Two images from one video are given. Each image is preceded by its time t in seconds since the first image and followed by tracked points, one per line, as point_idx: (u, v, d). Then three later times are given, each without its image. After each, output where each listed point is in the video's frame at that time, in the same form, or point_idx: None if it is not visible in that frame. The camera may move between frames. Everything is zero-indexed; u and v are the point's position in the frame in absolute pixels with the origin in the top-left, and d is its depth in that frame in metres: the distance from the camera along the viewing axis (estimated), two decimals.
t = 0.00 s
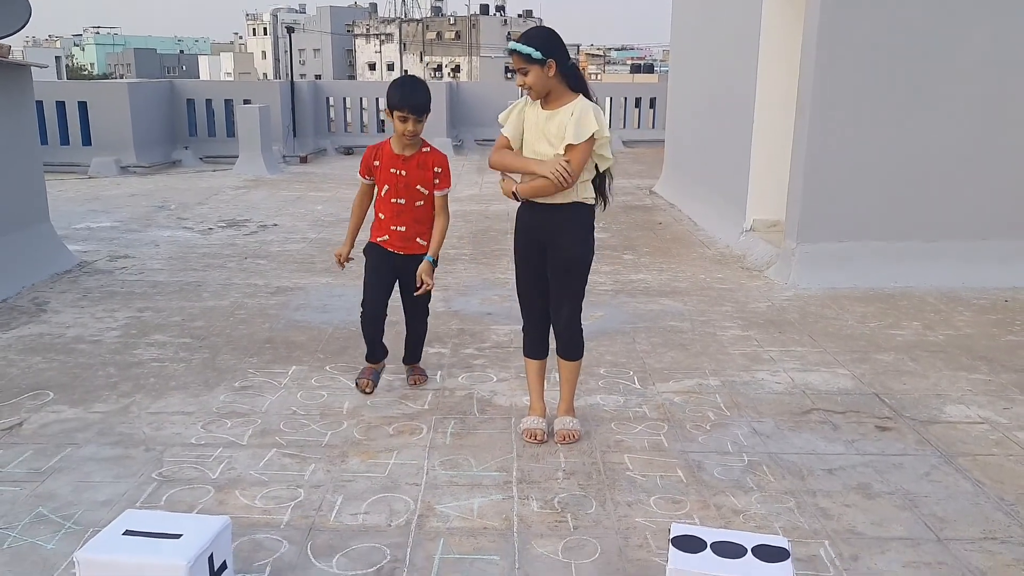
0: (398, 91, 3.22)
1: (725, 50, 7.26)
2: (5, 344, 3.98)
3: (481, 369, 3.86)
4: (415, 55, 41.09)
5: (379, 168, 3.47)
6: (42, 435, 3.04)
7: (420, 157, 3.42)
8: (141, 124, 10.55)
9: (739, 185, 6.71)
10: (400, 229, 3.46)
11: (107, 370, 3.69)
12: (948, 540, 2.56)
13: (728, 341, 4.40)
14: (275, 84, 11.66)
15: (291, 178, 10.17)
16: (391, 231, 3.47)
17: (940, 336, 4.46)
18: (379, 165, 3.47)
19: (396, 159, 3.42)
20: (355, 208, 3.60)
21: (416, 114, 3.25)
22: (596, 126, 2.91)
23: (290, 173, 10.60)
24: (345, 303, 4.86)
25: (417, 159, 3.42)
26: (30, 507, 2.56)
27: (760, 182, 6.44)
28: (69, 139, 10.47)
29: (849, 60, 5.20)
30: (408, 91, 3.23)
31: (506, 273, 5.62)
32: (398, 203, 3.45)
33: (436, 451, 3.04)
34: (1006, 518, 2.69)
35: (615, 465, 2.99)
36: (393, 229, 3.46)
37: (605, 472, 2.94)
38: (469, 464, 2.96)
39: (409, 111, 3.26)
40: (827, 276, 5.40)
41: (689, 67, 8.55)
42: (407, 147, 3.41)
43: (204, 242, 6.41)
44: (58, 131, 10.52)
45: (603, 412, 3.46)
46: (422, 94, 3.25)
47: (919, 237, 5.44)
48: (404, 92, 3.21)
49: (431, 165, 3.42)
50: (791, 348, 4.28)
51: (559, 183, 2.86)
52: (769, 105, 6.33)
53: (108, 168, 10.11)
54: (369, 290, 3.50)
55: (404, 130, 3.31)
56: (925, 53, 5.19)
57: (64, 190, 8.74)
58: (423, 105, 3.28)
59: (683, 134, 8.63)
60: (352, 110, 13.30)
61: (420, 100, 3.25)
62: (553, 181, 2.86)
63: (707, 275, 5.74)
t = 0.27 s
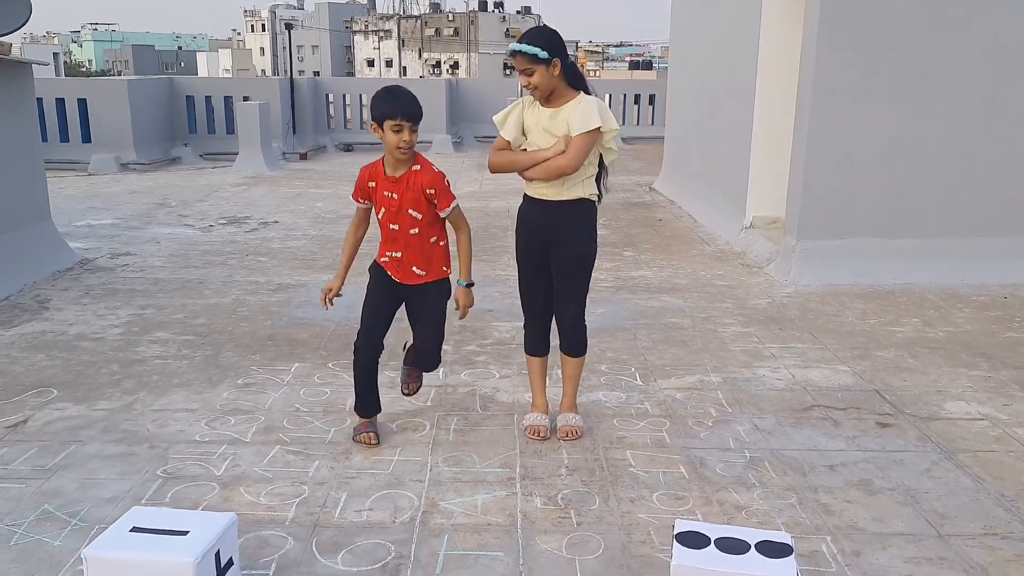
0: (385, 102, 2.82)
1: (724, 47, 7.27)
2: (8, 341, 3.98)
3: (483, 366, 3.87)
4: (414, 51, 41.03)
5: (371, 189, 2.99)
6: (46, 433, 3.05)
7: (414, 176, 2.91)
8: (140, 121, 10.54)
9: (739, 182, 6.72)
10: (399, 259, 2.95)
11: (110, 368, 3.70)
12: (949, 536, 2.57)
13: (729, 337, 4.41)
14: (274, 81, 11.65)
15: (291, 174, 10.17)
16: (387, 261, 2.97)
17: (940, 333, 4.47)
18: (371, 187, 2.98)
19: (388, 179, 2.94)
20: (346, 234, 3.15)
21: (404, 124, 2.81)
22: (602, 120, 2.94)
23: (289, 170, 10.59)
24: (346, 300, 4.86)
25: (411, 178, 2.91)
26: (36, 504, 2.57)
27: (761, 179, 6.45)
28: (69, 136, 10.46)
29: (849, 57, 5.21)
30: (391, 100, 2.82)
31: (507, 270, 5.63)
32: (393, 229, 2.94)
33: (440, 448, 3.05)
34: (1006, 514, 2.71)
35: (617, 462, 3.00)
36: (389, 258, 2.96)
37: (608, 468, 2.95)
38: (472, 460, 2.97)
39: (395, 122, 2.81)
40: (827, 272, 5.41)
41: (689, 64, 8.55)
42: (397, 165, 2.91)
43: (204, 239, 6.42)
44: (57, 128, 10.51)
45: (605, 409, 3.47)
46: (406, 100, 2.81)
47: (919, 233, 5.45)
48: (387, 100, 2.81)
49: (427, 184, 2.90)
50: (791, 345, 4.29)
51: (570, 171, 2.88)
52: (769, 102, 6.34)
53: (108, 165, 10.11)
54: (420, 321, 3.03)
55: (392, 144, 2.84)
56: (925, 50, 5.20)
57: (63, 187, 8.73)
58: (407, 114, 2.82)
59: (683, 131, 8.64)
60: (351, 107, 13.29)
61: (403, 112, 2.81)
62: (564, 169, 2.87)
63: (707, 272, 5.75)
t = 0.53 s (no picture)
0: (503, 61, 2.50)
1: (726, 44, 7.26)
2: (13, 339, 3.99)
3: (487, 363, 3.87)
4: (413, 48, 40.98)
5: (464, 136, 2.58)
6: (52, 429, 3.06)
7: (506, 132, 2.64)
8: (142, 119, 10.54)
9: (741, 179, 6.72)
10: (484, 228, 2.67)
11: (115, 364, 3.70)
12: (953, 531, 2.58)
13: (732, 334, 4.42)
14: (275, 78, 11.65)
15: (292, 171, 10.17)
16: (473, 217, 2.65)
17: (943, 329, 4.47)
18: (464, 136, 2.58)
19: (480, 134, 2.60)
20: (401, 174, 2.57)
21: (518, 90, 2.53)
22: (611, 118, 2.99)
23: (291, 167, 10.59)
24: (349, 297, 4.87)
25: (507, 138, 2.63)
26: (43, 501, 2.57)
27: (763, 176, 6.45)
28: (70, 134, 10.46)
29: (851, 54, 5.20)
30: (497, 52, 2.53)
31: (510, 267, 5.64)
32: (484, 186, 2.63)
33: (445, 444, 3.06)
34: (1010, 509, 2.71)
35: (622, 458, 3.01)
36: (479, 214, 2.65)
37: (612, 464, 2.96)
38: (477, 456, 2.98)
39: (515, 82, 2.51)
40: (830, 269, 5.42)
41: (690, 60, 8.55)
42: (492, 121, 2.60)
43: (206, 236, 6.42)
44: (59, 126, 10.51)
45: (609, 405, 3.48)
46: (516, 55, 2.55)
47: (921, 230, 5.45)
48: (495, 65, 2.49)
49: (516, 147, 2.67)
50: (794, 341, 4.29)
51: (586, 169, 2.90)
52: (771, 99, 6.34)
53: (109, 162, 10.11)
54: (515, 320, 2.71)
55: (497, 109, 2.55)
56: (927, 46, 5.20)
57: (65, 184, 8.73)
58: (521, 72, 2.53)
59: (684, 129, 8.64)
60: (352, 104, 13.29)
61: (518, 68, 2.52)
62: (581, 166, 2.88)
63: (710, 268, 5.75)
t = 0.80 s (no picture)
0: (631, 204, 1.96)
1: (724, 41, 7.27)
2: (11, 336, 3.98)
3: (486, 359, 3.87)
4: (411, 45, 40.92)
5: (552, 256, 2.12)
6: (52, 427, 3.05)
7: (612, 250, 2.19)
8: (139, 115, 10.52)
9: (739, 176, 6.72)
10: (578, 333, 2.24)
11: (114, 361, 3.70)
12: (953, 527, 2.58)
13: (731, 330, 4.42)
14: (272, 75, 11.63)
15: (290, 168, 10.16)
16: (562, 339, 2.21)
17: (941, 325, 4.48)
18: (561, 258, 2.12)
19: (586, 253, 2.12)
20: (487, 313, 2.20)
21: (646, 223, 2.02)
22: (618, 111, 3.03)
23: (289, 164, 10.58)
24: (348, 294, 4.87)
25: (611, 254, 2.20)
26: (43, 498, 2.57)
27: (761, 173, 6.45)
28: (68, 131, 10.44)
29: (850, 52, 5.21)
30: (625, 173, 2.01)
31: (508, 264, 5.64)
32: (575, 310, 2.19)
33: (444, 441, 3.06)
34: (1009, 505, 2.72)
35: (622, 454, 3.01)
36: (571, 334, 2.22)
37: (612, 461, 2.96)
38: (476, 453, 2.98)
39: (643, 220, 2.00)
40: (828, 266, 5.43)
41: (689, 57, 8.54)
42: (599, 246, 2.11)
43: (205, 233, 6.41)
44: (56, 123, 10.49)
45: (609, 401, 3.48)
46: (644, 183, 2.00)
47: (919, 227, 5.46)
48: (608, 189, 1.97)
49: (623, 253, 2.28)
50: (793, 338, 4.30)
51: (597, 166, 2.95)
52: (769, 96, 6.33)
53: (107, 160, 10.09)
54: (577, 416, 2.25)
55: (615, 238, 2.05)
56: (925, 44, 5.20)
57: (62, 181, 8.72)
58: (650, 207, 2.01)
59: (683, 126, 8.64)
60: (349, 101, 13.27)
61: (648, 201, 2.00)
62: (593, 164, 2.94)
63: (708, 265, 5.76)
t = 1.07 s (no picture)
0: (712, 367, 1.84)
1: (721, 41, 7.27)
2: (9, 335, 3.98)
3: (485, 359, 3.88)
4: (408, 44, 40.89)
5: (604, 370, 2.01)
6: (49, 426, 3.05)
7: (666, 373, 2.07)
8: (136, 114, 10.51)
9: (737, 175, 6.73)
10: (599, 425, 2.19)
11: (111, 361, 3.70)
12: (949, 526, 2.59)
13: (728, 330, 4.42)
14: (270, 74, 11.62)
15: (288, 168, 10.15)
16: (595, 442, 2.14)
17: (938, 325, 4.49)
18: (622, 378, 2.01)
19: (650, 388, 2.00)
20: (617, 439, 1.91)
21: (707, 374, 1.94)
22: (619, 113, 3.04)
23: (286, 163, 10.57)
24: (346, 293, 4.87)
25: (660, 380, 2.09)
26: (41, 497, 2.57)
27: (759, 173, 6.46)
28: (65, 129, 10.43)
29: (847, 52, 5.22)
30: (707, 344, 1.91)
31: (506, 263, 5.64)
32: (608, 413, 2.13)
33: (442, 440, 3.06)
34: (1005, 504, 2.73)
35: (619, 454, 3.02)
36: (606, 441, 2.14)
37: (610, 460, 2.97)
38: (474, 452, 2.99)
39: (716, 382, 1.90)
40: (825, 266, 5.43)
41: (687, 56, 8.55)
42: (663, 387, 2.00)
43: (202, 232, 6.41)
44: (53, 121, 10.47)
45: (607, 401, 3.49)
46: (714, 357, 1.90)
47: (916, 227, 5.47)
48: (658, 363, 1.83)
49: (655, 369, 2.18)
50: (790, 337, 4.31)
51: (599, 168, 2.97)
52: (767, 95, 6.34)
53: (104, 158, 10.08)
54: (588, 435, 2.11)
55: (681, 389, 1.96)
56: (923, 44, 5.21)
57: (59, 180, 8.71)
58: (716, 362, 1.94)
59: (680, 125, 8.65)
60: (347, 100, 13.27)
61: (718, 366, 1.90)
62: (595, 166, 2.95)
63: (705, 265, 5.76)
